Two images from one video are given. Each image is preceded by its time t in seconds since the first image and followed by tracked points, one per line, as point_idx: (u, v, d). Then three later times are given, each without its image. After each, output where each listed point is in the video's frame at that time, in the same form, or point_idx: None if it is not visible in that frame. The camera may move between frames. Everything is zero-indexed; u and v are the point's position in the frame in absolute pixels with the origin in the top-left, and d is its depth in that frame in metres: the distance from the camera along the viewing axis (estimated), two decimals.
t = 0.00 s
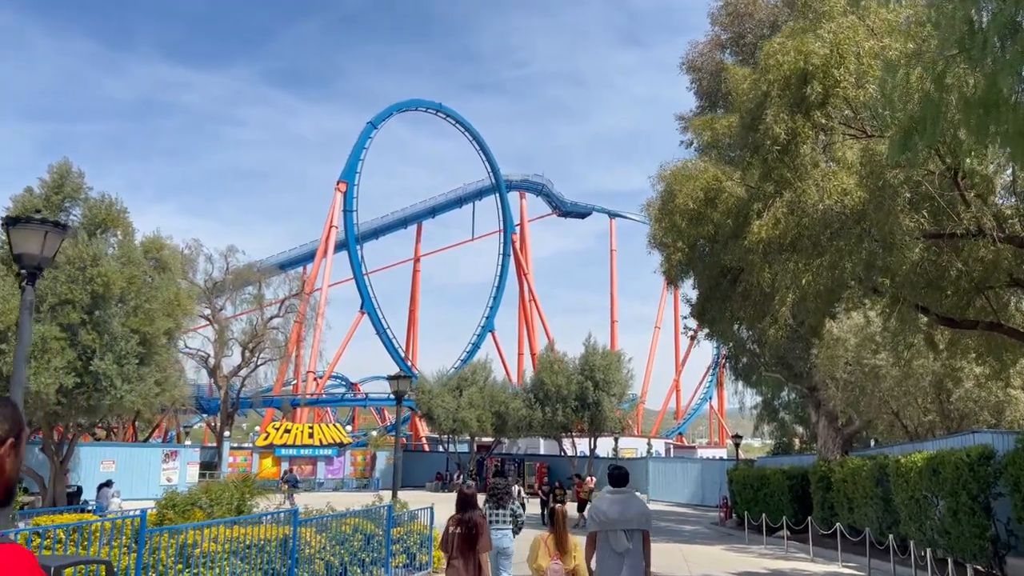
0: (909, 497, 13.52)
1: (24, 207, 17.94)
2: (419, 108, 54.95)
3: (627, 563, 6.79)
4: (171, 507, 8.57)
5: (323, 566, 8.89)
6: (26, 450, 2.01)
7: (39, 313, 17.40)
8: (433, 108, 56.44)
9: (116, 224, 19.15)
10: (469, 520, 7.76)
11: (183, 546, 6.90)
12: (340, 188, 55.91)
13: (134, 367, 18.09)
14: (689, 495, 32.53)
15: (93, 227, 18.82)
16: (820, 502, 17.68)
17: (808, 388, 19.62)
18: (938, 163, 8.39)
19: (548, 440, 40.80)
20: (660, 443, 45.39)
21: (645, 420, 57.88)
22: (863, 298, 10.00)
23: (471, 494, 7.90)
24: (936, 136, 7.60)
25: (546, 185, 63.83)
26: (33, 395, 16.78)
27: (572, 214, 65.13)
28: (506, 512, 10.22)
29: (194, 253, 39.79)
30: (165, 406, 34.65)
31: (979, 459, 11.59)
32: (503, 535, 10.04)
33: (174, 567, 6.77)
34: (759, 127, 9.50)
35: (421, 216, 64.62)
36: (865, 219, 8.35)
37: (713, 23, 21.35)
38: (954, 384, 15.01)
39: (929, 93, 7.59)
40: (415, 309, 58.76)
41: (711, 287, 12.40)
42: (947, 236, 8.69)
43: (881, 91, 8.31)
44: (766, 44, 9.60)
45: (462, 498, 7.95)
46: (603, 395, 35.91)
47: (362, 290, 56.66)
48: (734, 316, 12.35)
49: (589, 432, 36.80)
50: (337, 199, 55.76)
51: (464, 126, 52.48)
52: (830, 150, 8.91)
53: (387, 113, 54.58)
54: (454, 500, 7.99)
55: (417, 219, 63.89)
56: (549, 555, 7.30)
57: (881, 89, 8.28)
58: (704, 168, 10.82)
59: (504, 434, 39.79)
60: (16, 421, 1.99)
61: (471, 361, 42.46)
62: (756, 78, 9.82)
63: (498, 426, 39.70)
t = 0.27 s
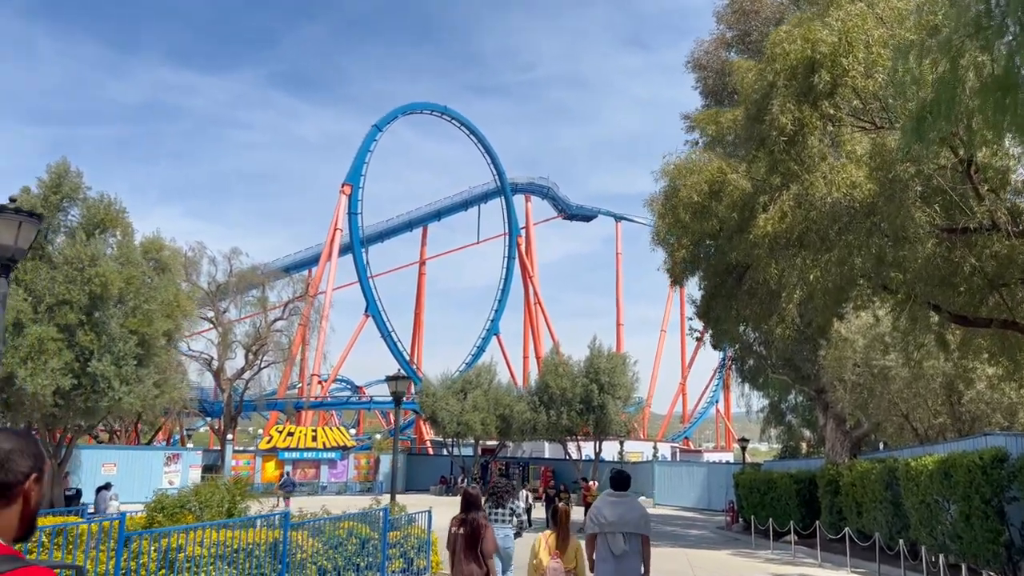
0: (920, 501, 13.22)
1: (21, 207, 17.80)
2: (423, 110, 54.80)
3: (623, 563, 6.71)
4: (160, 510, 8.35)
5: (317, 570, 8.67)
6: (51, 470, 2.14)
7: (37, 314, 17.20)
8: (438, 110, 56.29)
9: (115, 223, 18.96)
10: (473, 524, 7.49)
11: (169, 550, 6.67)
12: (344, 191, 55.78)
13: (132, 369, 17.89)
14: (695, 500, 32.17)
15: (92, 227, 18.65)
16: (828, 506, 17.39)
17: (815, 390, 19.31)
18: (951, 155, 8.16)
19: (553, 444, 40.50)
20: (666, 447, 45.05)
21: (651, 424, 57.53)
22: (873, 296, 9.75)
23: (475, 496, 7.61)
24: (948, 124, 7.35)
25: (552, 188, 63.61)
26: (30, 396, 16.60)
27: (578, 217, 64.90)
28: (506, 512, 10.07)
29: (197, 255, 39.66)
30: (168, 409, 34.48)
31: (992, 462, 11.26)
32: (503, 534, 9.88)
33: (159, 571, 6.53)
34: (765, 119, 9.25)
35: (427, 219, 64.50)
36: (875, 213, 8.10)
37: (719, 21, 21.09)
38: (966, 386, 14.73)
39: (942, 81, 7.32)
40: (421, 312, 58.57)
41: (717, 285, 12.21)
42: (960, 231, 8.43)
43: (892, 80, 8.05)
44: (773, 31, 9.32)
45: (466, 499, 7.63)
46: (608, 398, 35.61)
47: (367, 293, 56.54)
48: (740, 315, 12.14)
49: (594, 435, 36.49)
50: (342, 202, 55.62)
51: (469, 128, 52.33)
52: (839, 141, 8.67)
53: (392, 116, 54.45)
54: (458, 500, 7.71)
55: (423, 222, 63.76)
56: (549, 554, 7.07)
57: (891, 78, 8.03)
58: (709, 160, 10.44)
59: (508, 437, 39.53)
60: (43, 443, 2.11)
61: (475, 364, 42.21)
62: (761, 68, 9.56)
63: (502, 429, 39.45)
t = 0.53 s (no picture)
0: (930, 506, 12.92)
1: (17, 208, 17.66)
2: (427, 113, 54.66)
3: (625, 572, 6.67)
4: (146, 516, 8.15)
5: None
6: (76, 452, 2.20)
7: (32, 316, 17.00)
8: (442, 113, 56.15)
9: (111, 224, 18.77)
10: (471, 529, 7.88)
11: (147, 557, 6.20)
12: (348, 194, 55.65)
13: (128, 371, 17.70)
14: (700, 504, 31.80)
15: (88, 228, 18.47)
16: (835, 511, 17.06)
17: (822, 393, 18.99)
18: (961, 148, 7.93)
19: (556, 448, 40.21)
20: (671, 452, 44.69)
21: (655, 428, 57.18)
22: (881, 295, 9.48)
23: (472, 503, 8.04)
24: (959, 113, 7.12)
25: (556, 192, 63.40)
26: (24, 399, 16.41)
27: (583, 221, 64.67)
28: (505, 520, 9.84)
29: (199, 258, 39.54)
30: (169, 412, 34.28)
31: (1004, 467, 10.93)
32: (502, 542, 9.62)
33: None
34: (769, 111, 9.02)
35: (431, 223, 64.30)
36: (883, 207, 7.83)
37: (723, 20, 20.84)
38: (976, 389, 14.44)
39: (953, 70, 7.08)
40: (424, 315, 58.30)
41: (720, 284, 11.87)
42: (972, 227, 8.16)
43: (901, 71, 7.83)
44: (776, 21, 9.11)
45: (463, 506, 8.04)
46: (612, 402, 35.29)
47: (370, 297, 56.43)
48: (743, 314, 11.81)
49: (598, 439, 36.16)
50: (345, 205, 55.49)
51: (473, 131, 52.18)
52: (845, 134, 8.42)
53: (395, 118, 54.31)
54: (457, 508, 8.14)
55: (427, 225, 63.64)
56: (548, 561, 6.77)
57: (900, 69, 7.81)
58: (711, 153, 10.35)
59: (512, 441, 39.27)
60: (72, 422, 2.17)
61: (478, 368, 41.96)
62: (765, 59, 9.33)
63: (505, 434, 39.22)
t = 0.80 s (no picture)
0: (936, 510, 12.65)
1: (11, 207, 17.47)
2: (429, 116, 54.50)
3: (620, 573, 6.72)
4: (126, 518, 7.93)
5: None
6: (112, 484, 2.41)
7: (25, 316, 16.74)
8: (444, 116, 56.00)
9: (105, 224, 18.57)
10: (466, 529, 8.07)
11: (121, 564, 5.94)
12: (349, 196, 55.47)
13: (122, 373, 17.46)
14: (703, 508, 31.50)
15: (83, 228, 18.25)
16: (839, 515, 16.80)
17: (826, 396, 18.72)
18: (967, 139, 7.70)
19: (558, 451, 39.94)
20: (674, 455, 44.42)
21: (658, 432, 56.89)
22: (885, 293, 9.24)
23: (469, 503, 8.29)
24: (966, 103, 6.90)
25: (558, 194, 63.20)
26: (16, 401, 16.14)
27: (585, 224, 64.48)
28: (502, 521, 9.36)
29: (199, 260, 39.39)
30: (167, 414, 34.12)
31: (1013, 470, 10.58)
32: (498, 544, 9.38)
33: None
34: (770, 103, 8.79)
35: (433, 226, 64.13)
36: (887, 200, 7.60)
37: (726, 18, 20.63)
38: (983, 390, 14.21)
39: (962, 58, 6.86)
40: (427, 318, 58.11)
41: (720, 282, 11.75)
42: (980, 222, 7.92)
43: (905, 61, 7.61)
44: (777, 11, 8.93)
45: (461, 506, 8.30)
46: (614, 405, 35.04)
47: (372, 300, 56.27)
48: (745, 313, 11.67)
49: (600, 443, 35.90)
50: (347, 208, 55.31)
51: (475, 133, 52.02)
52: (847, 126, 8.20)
53: (397, 121, 54.16)
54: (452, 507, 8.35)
55: (430, 228, 63.53)
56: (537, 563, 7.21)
57: (904, 59, 7.59)
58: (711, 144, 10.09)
59: (513, 445, 39.02)
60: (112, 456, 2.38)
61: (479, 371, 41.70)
62: (767, 49, 9.10)
63: (507, 437, 38.96)
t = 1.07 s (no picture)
0: (941, 514, 12.37)
1: (1, 206, 17.23)
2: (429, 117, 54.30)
3: None
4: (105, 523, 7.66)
5: None
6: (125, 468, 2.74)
7: (14, 317, 16.48)
8: (444, 117, 55.79)
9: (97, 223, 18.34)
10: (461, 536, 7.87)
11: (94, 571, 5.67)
12: (349, 198, 55.24)
13: (113, 374, 17.22)
14: (704, 511, 31.18)
15: (74, 227, 18.00)
16: (841, 518, 16.52)
17: (828, 397, 18.45)
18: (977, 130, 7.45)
19: (558, 454, 39.65)
20: (675, 458, 44.12)
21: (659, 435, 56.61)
22: (890, 291, 9.00)
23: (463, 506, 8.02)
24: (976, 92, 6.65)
25: (559, 196, 63.00)
26: (5, 402, 15.88)
27: (586, 225, 64.28)
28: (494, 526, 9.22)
29: (197, 262, 39.17)
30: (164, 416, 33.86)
31: (1020, 473, 10.29)
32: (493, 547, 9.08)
33: None
34: (772, 92, 8.52)
35: (433, 228, 63.94)
36: (893, 193, 7.30)
37: (727, 15, 20.38)
38: (989, 392, 13.95)
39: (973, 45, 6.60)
40: (427, 320, 57.89)
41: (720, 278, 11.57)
42: (989, 217, 7.67)
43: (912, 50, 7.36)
44: None
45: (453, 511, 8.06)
46: (614, 407, 34.77)
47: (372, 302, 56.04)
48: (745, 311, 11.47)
49: (600, 445, 35.61)
50: (346, 209, 55.07)
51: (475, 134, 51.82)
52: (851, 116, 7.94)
53: (397, 122, 53.97)
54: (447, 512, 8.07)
55: (431, 230, 63.38)
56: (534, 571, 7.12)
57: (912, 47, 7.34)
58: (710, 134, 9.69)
59: (512, 447, 38.76)
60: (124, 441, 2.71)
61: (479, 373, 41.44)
62: (769, 38, 8.84)
63: (506, 439, 38.68)
